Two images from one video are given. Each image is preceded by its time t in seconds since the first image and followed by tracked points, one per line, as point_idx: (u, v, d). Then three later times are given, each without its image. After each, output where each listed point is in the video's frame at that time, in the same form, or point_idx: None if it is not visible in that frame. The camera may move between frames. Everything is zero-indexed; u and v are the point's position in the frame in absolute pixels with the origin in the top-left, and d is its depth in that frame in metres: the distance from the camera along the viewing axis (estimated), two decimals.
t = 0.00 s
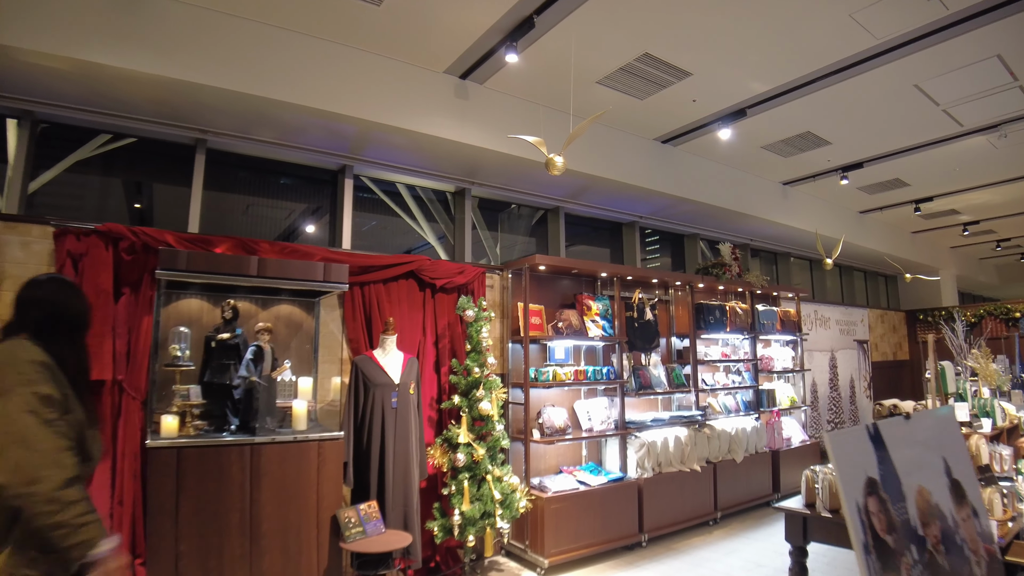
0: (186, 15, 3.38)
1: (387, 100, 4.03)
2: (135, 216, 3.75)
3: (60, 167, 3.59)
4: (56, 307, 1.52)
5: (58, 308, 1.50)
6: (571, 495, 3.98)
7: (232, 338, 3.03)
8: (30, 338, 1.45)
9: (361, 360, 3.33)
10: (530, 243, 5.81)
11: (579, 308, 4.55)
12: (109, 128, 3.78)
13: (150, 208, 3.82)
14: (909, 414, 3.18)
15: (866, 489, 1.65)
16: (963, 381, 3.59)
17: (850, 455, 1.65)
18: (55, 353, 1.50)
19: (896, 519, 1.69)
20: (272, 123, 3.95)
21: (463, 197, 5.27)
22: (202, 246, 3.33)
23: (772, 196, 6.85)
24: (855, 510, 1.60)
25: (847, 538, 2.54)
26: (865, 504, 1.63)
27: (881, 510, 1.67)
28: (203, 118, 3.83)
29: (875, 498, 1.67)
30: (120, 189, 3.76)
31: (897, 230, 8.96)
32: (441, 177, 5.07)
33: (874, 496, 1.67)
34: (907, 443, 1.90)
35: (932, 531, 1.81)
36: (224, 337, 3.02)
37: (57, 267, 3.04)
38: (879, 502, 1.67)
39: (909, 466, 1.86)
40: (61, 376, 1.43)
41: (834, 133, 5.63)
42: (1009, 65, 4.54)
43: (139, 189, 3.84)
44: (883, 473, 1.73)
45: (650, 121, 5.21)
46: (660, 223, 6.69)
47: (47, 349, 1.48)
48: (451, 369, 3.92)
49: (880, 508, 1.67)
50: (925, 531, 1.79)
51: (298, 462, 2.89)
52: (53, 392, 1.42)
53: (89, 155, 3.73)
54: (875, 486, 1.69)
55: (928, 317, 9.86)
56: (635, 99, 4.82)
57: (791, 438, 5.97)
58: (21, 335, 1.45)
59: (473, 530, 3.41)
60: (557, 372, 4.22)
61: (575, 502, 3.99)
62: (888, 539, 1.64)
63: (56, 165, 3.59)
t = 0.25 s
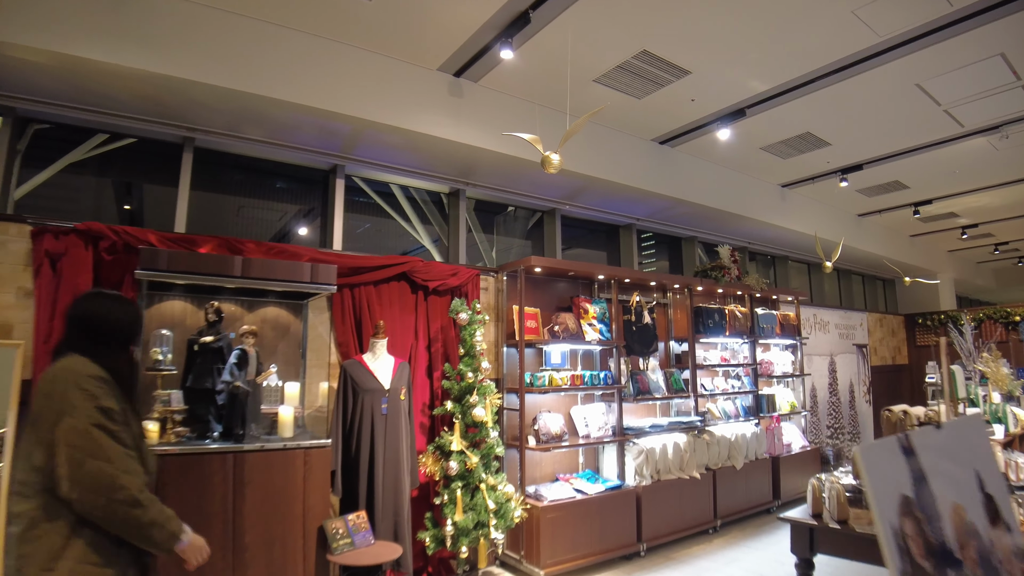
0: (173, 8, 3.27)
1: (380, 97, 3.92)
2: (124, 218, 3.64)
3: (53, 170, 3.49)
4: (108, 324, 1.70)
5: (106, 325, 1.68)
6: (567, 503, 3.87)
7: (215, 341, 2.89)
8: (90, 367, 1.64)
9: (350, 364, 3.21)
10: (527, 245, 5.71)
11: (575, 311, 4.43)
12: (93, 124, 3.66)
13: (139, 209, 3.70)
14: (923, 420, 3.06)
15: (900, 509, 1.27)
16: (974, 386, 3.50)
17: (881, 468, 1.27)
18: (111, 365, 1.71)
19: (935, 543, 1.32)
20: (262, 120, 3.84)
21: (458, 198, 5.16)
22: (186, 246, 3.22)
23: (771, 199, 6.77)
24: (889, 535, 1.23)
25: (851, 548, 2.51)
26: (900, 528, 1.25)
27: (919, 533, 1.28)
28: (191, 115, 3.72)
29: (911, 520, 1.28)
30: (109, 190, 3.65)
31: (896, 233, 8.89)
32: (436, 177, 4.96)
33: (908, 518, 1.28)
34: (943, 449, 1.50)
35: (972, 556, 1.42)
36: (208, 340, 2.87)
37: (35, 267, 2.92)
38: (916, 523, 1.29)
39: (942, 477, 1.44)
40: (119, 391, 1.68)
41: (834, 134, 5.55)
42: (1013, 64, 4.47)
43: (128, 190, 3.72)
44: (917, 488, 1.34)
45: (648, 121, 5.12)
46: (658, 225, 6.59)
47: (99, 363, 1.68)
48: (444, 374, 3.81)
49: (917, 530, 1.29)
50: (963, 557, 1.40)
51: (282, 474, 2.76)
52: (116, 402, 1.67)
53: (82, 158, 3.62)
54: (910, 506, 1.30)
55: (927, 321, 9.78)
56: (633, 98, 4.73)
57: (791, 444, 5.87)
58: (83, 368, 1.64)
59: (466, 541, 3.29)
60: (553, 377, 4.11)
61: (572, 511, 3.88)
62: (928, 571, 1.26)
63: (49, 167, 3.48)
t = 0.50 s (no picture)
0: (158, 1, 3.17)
1: (371, 94, 3.83)
2: (113, 218, 3.53)
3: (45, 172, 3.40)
4: (167, 325, 1.96)
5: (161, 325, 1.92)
6: (564, 511, 3.77)
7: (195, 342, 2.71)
8: (143, 355, 1.89)
9: (339, 367, 3.12)
10: (522, 247, 5.62)
11: (572, 314, 4.34)
12: (77, 121, 3.56)
13: (129, 210, 3.60)
14: (932, 426, 2.96)
15: (940, 530, 1.18)
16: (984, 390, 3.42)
17: (918, 487, 1.18)
18: (169, 364, 1.96)
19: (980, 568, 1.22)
20: (251, 117, 3.74)
21: (452, 198, 5.06)
22: (169, 245, 3.12)
23: (769, 201, 6.69)
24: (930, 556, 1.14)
25: (860, 559, 2.48)
26: (941, 549, 1.17)
27: (961, 557, 1.19)
28: (178, 112, 3.61)
29: (953, 542, 1.19)
30: (97, 190, 3.54)
31: (894, 236, 8.83)
32: (430, 177, 4.87)
33: (951, 541, 1.20)
34: (982, 463, 1.40)
35: None
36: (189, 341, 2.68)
37: (12, 266, 2.81)
38: (958, 546, 1.20)
39: (983, 491, 1.34)
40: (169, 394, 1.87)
41: (834, 134, 5.48)
42: (1015, 62, 4.40)
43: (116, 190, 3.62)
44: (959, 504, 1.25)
45: (645, 120, 5.04)
46: (655, 227, 6.51)
47: (156, 362, 1.90)
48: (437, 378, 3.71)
49: (959, 554, 1.20)
50: None
51: (268, 479, 2.66)
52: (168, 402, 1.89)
53: (74, 160, 3.53)
54: (950, 526, 1.21)
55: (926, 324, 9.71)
56: (630, 97, 4.65)
57: (791, 449, 5.78)
58: (136, 355, 1.89)
59: (459, 551, 3.19)
60: (549, 382, 4.01)
61: (568, 519, 3.78)
62: None
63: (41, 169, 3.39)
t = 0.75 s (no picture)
0: None
1: (364, 92, 3.75)
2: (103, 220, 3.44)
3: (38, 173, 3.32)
4: (230, 332, 1.68)
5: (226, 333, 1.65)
6: (559, 517, 3.69)
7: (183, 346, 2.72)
8: (202, 361, 1.62)
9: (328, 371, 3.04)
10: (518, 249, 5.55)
11: (568, 317, 4.27)
12: (62, 118, 3.46)
13: (120, 211, 3.52)
14: (939, 431, 2.89)
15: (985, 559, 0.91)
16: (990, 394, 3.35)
17: (960, 498, 0.93)
18: (226, 379, 1.66)
19: None
20: (240, 115, 3.66)
21: (446, 200, 4.99)
22: (154, 244, 3.04)
23: (766, 203, 6.64)
24: None
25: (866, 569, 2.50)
26: None
27: None
28: (167, 109, 3.53)
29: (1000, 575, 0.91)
30: (86, 191, 3.46)
31: (890, 240, 8.80)
32: (424, 178, 4.79)
33: (993, 568, 0.92)
34: None
35: None
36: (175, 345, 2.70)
37: None
38: None
39: None
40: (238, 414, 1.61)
41: (832, 135, 5.43)
42: (1015, 62, 4.35)
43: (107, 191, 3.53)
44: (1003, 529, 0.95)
45: (641, 121, 4.99)
46: (651, 229, 6.45)
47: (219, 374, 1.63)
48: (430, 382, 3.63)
49: None
50: None
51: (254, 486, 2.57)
52: (223, 424, 1.58)
53: (65, 161, 3.45)
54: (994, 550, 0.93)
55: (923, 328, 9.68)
56: (626, 96, 4.59)
57: (789, 453, 5.72)
58: (196, 359, 1.62)
59: (452, 560, 3.11)
60: (544, 386, 3.93)
61: (564, 526, 3.70)
62: None
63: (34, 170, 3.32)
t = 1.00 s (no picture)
0: None
1: (353, 91, 3.67)
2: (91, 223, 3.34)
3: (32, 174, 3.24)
4: (296, 342, 1.86)
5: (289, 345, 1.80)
6: (552, 527, 3.60)
7: (161, 350, 2.64)
8: (267, 371, 1.78)
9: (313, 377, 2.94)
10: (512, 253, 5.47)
11: (561, 321, 4.19)
12: (44, 117, 3.35)
13: (108, 214, 3.41)
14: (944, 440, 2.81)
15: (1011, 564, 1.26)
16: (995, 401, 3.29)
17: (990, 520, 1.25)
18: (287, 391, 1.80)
19: None
20: (227, 114, 3.57)
21: (438, 202, 4.90)
22: (135, 246, 2.94)
23: (761, 207, 6.58)
24: None
25: None
26: None
27: None
28: (151, 108, 3.43)
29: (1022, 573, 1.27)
30: (75, 194, 3.35)
31: (885, 244, 8.76)
32: (415, 180, 4.71)
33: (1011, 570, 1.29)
34: None
35: None
36: (155, 350, 2.62)
37: None
38: None
39: None
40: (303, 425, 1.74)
41: (828, 138, 5.38)
42: (1013, 65, 4.31)
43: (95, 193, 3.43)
44: None
45: (636, 123, 4.92)
46: (645, 233, 6.38)
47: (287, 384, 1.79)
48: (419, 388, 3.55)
49: None
50: None
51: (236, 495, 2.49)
52: (294, 438, 1.71)
53: (58, 164, 3.35)
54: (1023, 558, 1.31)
55: (918, 333, 9.65)
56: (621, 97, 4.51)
57: (785, 460, 5.65)
58: (264, 369, 1.78)
59: (441, 572, 3.03)
60: (537, 393, 3.84)
61: (556, 537, 3.61)
62: None
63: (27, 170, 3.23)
